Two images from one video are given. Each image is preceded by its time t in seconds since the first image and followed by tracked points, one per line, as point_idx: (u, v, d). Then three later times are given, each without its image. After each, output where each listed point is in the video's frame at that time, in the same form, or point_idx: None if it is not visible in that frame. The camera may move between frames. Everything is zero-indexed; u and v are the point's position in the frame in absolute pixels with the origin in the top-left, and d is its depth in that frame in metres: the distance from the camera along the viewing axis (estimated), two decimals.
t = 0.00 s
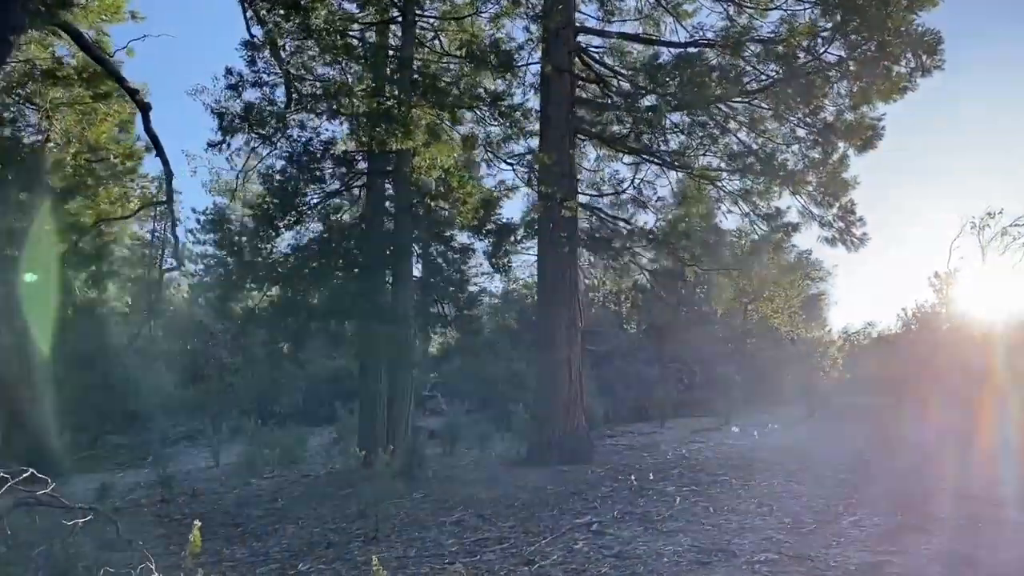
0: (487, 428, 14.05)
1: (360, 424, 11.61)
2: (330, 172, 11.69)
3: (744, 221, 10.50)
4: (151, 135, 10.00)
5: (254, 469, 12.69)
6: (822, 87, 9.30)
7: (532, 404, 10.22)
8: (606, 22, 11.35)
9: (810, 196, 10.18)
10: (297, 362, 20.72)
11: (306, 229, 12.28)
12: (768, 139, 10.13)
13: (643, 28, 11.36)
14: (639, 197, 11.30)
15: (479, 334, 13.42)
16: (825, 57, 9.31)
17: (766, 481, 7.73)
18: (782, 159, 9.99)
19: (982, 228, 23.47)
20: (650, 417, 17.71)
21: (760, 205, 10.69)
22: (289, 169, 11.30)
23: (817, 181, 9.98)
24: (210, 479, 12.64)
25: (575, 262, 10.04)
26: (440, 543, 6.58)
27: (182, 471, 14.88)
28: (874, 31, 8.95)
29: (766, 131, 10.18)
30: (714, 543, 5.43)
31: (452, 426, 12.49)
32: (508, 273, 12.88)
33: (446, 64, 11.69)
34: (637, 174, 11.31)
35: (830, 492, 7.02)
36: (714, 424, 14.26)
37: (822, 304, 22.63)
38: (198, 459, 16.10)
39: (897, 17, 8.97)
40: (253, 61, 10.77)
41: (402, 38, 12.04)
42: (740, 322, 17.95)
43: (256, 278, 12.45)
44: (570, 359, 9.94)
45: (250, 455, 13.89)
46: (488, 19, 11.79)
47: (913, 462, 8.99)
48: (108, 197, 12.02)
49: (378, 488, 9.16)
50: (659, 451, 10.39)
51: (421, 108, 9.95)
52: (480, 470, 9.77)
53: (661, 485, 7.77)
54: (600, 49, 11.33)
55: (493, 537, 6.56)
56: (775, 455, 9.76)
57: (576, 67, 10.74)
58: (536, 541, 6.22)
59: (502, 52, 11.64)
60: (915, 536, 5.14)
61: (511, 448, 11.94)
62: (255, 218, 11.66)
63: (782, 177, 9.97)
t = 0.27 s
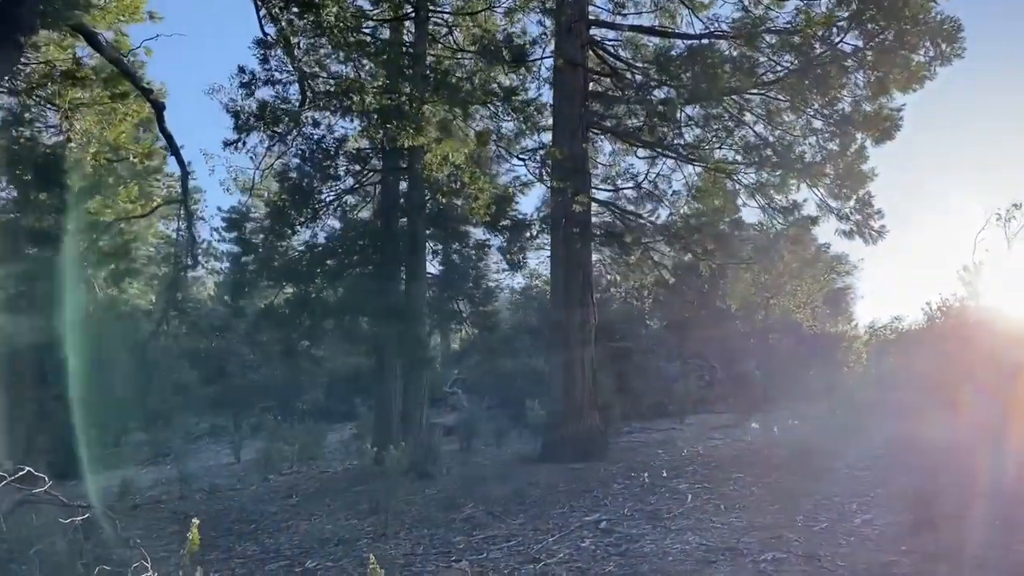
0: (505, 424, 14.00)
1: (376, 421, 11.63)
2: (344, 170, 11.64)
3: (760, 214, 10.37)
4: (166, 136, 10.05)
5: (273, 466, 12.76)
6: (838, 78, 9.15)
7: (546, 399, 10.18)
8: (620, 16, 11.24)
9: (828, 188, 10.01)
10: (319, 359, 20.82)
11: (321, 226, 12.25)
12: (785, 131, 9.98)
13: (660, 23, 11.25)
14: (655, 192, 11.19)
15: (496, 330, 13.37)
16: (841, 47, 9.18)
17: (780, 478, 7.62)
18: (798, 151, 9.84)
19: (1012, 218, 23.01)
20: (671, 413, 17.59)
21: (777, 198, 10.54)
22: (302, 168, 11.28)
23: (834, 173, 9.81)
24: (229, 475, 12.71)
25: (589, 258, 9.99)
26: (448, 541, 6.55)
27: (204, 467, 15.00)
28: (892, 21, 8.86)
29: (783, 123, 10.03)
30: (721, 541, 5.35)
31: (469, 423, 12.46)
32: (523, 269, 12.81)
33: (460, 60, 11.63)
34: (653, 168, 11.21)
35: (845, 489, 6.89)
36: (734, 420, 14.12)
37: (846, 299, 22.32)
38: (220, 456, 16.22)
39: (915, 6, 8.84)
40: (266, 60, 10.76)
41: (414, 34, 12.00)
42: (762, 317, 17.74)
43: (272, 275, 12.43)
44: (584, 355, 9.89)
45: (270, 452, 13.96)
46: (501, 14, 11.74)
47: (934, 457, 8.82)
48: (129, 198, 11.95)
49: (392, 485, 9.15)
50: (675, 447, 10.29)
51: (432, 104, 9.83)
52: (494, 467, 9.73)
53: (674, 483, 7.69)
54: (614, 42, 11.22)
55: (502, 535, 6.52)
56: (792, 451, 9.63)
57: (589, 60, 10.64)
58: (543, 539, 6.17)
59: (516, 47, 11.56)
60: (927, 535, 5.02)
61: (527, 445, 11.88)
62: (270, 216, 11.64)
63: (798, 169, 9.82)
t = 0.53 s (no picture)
0: (528, 418, 13.91)
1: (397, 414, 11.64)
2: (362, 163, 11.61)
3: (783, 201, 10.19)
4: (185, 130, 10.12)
5: (295, 460, 12.80)
6: (862, 60, 8.95)
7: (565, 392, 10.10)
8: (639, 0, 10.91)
9: (853, 174, 9.76)
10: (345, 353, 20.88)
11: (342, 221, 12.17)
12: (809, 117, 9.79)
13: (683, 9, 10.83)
14: (677, 181, 11.06)
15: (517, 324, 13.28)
16: (868, 28, 9.01)
17: (802, 470, 7.45)
18: (823, 137, 9.64)
19: None
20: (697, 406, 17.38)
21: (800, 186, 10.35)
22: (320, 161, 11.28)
23: (858, 160, 9.59)
24: (254, 469, 12.78)
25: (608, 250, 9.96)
26: (461, 533, 6.49)
27: (229, 461, 15.10)
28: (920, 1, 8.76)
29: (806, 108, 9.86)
30: (735, 535, 5.22)
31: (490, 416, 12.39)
32: (545, 261, 12.70)
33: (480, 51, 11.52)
34: (676, 157, 11.07)
35: (869, 481, 6.71)
36: (760, 413, 13.91)
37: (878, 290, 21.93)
38: (246, 450, 16.32)
39: None
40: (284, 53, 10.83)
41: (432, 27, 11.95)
42: (790, 309, 17.46)
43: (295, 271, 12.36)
44: (604, 346, 9.80)
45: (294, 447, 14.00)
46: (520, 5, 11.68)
47: (963, 447, 8.57)
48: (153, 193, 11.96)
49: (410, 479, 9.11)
50: (697, 439, 10.14)
51: (447, 95, 9.75)
52: (512, 460, 9.66)
53: (693, 476, 7.55)
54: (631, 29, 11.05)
55: (515, 527, 6.45)
56: (818, 443, 9.43)
57: (606, 48, 10.53)
58: (556, 532, 6.08)
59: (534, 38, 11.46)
60: (951, 529, 4.86)
61: (549, 438, 11.78)
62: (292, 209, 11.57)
63: (821, 154, 9.60)
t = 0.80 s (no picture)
0: (554, 412, 13.82)
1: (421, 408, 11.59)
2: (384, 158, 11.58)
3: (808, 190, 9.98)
4: (206, 127, 10.14)
5: (321, 454, 12.86)
6: (888, 45, 8.73)
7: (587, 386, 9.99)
8: None
9: (881, 162, 9.52)
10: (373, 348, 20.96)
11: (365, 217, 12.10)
12: (835, 104, 9.57)
13: None
14: (701, 172, 10.88)
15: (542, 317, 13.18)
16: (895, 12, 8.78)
17: (826, 464, 7.29)
18: (850, 125, 9.42)
19: None
20: (726, 399, 17.17)
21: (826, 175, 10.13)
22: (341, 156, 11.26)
23: (886, 147, 9.35)
24: (280, 463, 12.85)
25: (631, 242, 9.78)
26: (477, 529, 6.45)
27: (258, 455, 15.21)
28: None
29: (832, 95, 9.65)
30: (752, 531, 5.10)
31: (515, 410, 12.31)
32: (568, 254, 12.57)
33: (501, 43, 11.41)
34: (700, 148, 10.92)
35: (895, 476, 6.54)
36: (789, 406, 13.68)
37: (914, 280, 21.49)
38: (275, 444, 16.44)
39: None
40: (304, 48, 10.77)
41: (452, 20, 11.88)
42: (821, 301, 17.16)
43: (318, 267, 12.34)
44: (626, 340, 9.66)
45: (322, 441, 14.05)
46: None
47: (996, 441, 8.30)
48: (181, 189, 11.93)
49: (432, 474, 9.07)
50: (722, 433, 9.98)
51: (465, 87, 9.64)
52: (534, 454, 9.59)
53: (715, 470, 7.42)
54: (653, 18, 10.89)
55: (531, 523, 6.39)
56: (846, 436, 9.23)
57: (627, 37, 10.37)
58: (572, 527, 6.00)
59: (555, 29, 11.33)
60: (974, 526, 4.70)
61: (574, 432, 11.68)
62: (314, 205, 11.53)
63: (847, 142, 9.38)
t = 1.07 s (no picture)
0: (581, 406, 13.74)
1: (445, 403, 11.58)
2: (406, 153, 11.51)
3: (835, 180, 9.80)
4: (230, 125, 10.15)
5: (348, 449, 12.93)
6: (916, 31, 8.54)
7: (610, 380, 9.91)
8: None
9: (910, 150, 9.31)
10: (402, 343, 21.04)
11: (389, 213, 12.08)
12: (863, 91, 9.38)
13: None
14: (726, 165, 10.74)
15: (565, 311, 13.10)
16: None
17: (853, 459, 7.15)
18: (877, 113, 9.23)
19: None
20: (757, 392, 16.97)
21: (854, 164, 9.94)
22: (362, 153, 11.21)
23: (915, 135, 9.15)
24: (308, 458, 12.95)
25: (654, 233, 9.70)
26: (495, 525, 6.42)
27: (288, 449, 15.35)
28: None
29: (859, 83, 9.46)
30: (770, 528, 5.00)
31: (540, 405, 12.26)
32: (593, 247, 12.47)
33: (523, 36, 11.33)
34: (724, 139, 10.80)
35: (923, 472, 6.38)
36: (820, 399, 13.48)
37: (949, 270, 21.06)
38: (304, 438, 16.58)
39: None
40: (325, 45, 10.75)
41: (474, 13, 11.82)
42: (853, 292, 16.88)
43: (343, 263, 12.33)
44: (649, 333, 9.56)
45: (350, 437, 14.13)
46: None
47: None
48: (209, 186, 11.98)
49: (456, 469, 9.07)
50: (747, 427, 9.86)
51: (485, 81, 9.57)
52: (557, 449, 9.54)
53: (738, 465, 7.32)
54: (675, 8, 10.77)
55: (550, 519, 6.35)
56: (874, 431, 9.05)
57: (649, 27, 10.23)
58: (590, 524, 5.95)
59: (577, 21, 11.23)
60: (999, 524, 4.58)
61: (599, 427, 11.59)
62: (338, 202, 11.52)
63: (875, 131, 9.19)
